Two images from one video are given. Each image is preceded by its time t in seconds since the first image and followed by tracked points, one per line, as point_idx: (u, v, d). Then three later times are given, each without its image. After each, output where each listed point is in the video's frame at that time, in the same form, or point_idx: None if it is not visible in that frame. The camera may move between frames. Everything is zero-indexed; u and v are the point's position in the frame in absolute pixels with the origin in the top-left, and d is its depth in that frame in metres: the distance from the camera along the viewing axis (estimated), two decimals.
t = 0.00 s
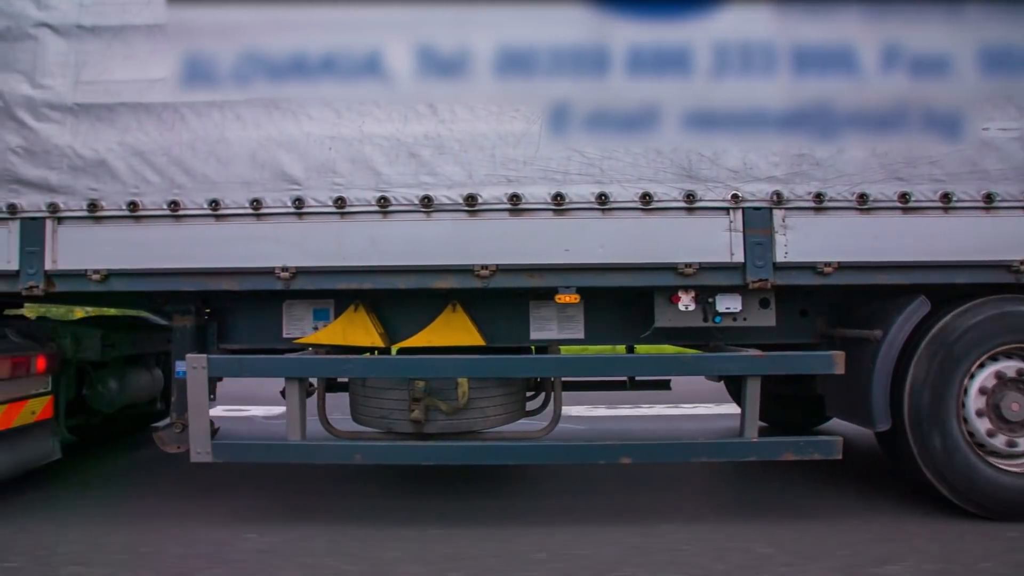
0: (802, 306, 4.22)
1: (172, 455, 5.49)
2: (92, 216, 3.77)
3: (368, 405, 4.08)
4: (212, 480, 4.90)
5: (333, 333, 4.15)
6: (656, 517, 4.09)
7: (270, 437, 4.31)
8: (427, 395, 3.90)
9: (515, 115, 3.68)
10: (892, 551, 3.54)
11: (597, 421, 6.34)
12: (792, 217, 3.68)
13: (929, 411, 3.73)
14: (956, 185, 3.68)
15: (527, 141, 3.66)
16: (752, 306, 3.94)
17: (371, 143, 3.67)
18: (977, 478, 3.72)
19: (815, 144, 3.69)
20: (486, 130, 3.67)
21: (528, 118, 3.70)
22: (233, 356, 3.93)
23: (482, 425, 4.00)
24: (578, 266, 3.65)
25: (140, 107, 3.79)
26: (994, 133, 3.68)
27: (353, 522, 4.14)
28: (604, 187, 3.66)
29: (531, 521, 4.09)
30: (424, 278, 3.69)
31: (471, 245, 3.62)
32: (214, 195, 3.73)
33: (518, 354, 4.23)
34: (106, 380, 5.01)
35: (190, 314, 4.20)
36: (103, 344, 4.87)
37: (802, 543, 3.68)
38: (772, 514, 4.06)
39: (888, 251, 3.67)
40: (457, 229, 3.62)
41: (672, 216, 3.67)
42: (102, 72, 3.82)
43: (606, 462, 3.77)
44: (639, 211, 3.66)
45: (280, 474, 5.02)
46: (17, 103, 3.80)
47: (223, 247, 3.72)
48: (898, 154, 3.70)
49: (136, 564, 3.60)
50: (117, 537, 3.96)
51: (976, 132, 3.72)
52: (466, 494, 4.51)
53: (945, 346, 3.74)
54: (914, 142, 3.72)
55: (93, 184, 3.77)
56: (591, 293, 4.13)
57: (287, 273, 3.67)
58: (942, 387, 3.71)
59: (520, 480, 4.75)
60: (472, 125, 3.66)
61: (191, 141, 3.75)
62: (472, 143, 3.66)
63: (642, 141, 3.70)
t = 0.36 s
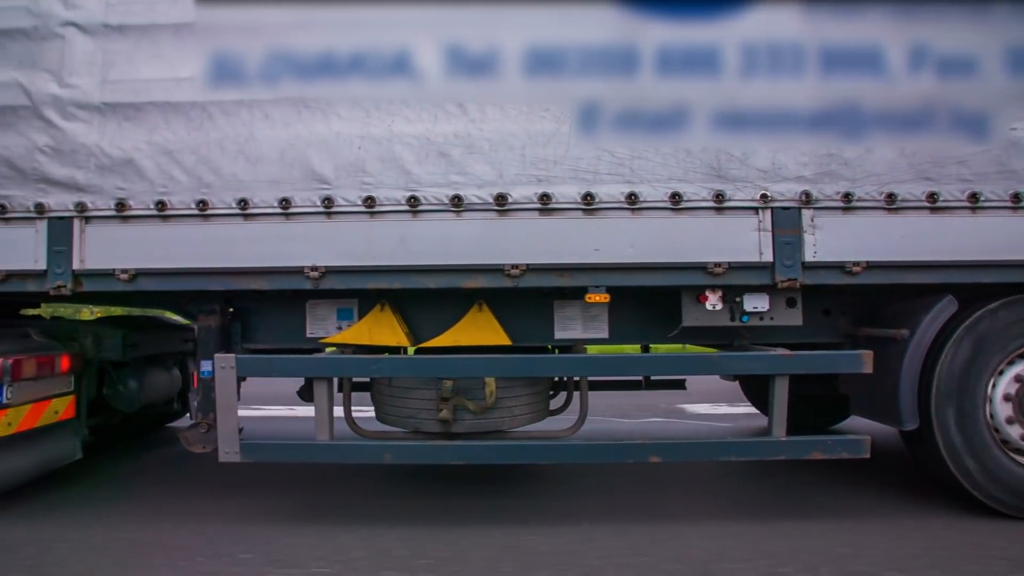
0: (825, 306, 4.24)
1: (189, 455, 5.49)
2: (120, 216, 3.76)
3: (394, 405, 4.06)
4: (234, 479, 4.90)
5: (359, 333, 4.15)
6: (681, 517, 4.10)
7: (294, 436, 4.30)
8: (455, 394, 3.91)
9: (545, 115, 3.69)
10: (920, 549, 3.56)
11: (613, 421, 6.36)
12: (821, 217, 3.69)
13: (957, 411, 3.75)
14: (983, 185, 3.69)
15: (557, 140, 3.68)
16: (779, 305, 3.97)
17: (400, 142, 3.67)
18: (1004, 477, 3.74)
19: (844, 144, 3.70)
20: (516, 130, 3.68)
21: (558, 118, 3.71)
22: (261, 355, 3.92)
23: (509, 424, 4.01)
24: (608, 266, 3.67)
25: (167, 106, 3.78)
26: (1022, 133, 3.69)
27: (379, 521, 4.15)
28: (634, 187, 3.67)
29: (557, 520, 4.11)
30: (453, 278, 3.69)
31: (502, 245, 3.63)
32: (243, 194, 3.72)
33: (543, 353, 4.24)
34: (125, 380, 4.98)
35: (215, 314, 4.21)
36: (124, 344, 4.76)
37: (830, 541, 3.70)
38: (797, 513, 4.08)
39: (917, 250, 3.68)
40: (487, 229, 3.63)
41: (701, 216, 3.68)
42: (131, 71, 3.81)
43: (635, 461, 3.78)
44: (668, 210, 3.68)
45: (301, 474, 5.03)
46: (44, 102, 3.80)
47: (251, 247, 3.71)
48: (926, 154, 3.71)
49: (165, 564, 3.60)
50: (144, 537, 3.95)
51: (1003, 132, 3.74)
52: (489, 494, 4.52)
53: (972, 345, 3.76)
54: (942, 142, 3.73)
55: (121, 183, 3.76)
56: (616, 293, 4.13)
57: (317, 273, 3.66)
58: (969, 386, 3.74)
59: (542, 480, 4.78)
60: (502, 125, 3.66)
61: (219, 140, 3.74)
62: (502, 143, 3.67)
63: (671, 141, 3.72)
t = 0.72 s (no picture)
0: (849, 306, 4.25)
1: (208, 455, 5.48)
2: (148, 216, 3.75)
3: (421, 405, 4.06)
4: (255, 479, 4.90)
5: (385, 333, 4.15)
6: (707, 517, 4.10)
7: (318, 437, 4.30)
8: (483, 394, 3.91)
9: (574, 115, 3.70)
10: (948, 548, 3.58)
11: (628, 421, 6.37)
12: (849, 217, 3.70)
13: (983, 410, 3.78)
14: (1011, 185, 3.70)
15: (587, 141, 3.69)
16: (805, 305, 4.00)
17: (430, 142, 3.67)
18: None
19: (872, 144, 3.70)
20: (546, 130, 3.68)
21: (586, 119, 3.72)
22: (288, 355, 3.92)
23: (535, 424, 4.02)
24: (637, 266, 3.67)
25: (195, 105, 3.78)
26: None
27: (404, 520, 4.16)
28: (663, 187, 3.68)
29: (582, 519, 4.12)
30: (483, 278, 3.69)
31: (531, 245, 3.64)
32: (272, 194, 3.71)
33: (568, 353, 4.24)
34: (145, 380, 4.99)
35: (241, 314, 4.21)
36: (145, 343, 4.77)
37: (857, 541, 3.71)
38: (823, 513, 4.09)
39: (944, 250, 3.69)
40: (517, 230, 3.64)
41: (729, 216, 3.69)
42: (158, 71, 3.80)
43: (663, 460, 3.80)
44: (696, 211, 3.69)
45: (321, 474, 5.03)
46: (72, 102, 3.79)
47: (280, 247, 3.70)
48: (954, 154, 3.72)
49: (194, 564, 3.59)
50: (171, 537, 3.95)
51: None
52: (512, 493, 4.54)
53: (998, 345, 3.80)
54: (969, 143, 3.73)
55: (149, 183, 3.76)
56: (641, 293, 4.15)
57: (346, 273, 3.66)
58: (995, 386, 3.77)
59: (563, 480, 4.79)
60: (531, 125, 3.67)
61: (248, 140, 3.74)
62: (531, 143, 3.67)
63: (700, 141, 3.73)
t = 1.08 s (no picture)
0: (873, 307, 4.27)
1: (226, 456, 5.47)
2: (176, 216, 3.74)
3: (447, 405, 4.06)
4: (277, 480, 4.90)
5: (411, 333, 4.15)
6: (733, 517, 4.11)
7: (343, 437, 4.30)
8: (511, 394, 3.92)
9: (603, 116, 3.70)
10: (977, 546, 3.59)
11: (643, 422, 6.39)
12: (877, 217, 3.71)
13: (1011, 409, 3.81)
14: None
15: (616, 142, 3.69)
16: (831, 305, 4.02)
17: (459, 143, 3.67)
18: None
19: (899, 145, 3.71)
20: (575, 131, 3.69)
21: (615, 119, 3.72)
22: (316, 356, 3.92)
23: (562, 424, 4.03)
24: (667, 266, 3.68)
25: (223, 106, 3.77)
26: None
27: (431, 520, 4.17)
28: (692, 188, 3.69)
29: (608, 518, 4.13)
30: (513, 278, 3.70)
31: (562, 246, 3.64)
32: (301, 194, 3.70)
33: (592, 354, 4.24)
34: (165, 380, 4.98)
35: (266, 314, 4.20)
36: (166, 343, 4.76)
37: (886, 540, 3.73)
38: (848, 513, 4.10)
39: (972, 251, 3.71)
40: (548, 230, 3.64)
41: (758, 217, 3.70)
42: (186, 71, 3.80)
43: (692, 460, 3.81)
44: (725, 211, 3.70)
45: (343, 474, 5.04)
46: (100, 102, 3.79)
47: (310, 247, 3.70)
48: (981, 155, 3.73)
49: (223, 564, 3.57)
50: (198, 536, 3.95)
51: None
52: (536, 493, 4.54)
53: None
54: (996, 143, 3.75)
55: (177, 183, 3.75)
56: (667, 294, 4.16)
57: (376, 273, 3.66)
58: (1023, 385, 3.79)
59: (585, 480, 4.80)
60: (561, 126, 3.67)
61: (276, 139, 3.73)
62: (561, 144, 3.68)
63: (728, 142, 3.73)
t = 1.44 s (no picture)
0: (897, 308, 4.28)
1: (245, 457, 5.47)
2: (204, 216, 3.74)
3: (474, 405, 4.05)
4: (298, 480, 4.90)
5: (438, 333, 4.14)
6: (758, 516, 4.12)
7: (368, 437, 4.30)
8: (539, 394, 3.93)
9: (632, 117, 3.70)
10: (1005, 546, 3.61)
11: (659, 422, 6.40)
12: (905, 218, 3.72)
13: None
14: None
15: (645, 143, 3.69)
16: (858, 305, 4.02)
17: (489, 143, 3.67)
18: None
19: (928, 145, 3.72)
20: (605, 131, 3.69)
21: (644, 120, 3.72)
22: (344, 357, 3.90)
23: (589, 424, 4.04)
24: (696, 267, 3.69)
25: (252, 105, 3.76)
26: None
27: (456, 520, 4.17)
28: (721, 188, 3.69)
29: (633, 518, 4.14)
30: (543, 278, 3.71)
31: (592, 246, 3.65)
32: (330, 194, 3.70)
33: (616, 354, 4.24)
34: (185, 381, 4.98)
35: (291, 314, 4.20)
36: (188, 345, 4.76)
37: (913, 539, 3.74)
38: (874, 512, 4.12)
39: (999, 251, 3.72)
40: (577, 231, 3.65)
41: (787, 217, 3.71)
42: (214, 71, 3.79)
43: (720, 460, 3.81)
44: (754, 212, 3.70)
45: (363, 474, 5.04)
46: (127, 102, 3.78)
47: (338, 248, 3.70)
48: (1009, 156, 3.74)
49: (252, 564, 3.56)
50: (225, 537, 3.94)
51: None
52: (558, 493, 4.55)
53: None
54: None
55: (205, 183, 3.74)
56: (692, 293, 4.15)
57: (406, 273, 3.66)
58: None
59: (606, 480, 4.81)
60: (590, 126, 3.68)
61: (304, 139, 3.73)
62: (590, 144, 3.68)
63: (757, 142, 3.74)
